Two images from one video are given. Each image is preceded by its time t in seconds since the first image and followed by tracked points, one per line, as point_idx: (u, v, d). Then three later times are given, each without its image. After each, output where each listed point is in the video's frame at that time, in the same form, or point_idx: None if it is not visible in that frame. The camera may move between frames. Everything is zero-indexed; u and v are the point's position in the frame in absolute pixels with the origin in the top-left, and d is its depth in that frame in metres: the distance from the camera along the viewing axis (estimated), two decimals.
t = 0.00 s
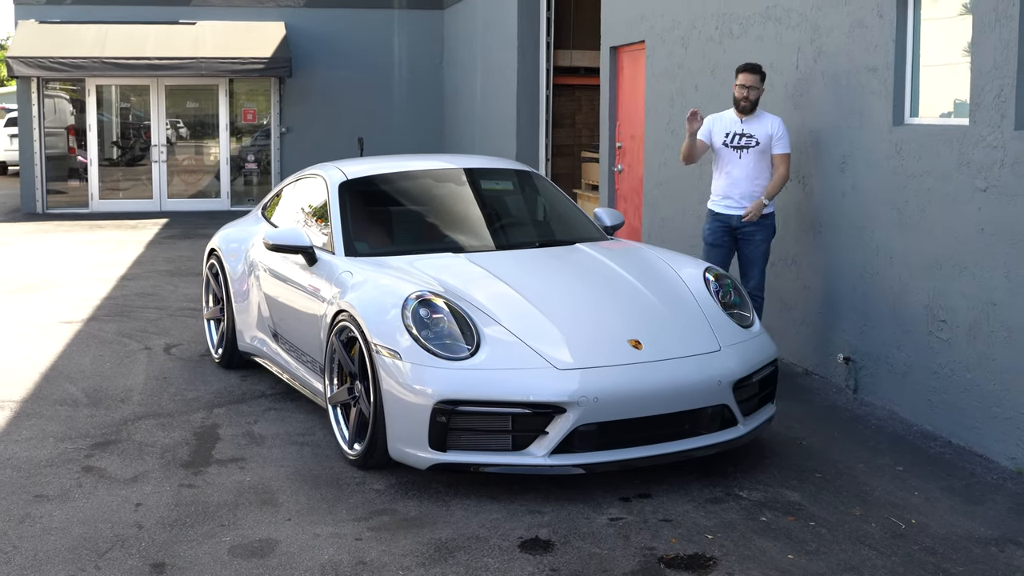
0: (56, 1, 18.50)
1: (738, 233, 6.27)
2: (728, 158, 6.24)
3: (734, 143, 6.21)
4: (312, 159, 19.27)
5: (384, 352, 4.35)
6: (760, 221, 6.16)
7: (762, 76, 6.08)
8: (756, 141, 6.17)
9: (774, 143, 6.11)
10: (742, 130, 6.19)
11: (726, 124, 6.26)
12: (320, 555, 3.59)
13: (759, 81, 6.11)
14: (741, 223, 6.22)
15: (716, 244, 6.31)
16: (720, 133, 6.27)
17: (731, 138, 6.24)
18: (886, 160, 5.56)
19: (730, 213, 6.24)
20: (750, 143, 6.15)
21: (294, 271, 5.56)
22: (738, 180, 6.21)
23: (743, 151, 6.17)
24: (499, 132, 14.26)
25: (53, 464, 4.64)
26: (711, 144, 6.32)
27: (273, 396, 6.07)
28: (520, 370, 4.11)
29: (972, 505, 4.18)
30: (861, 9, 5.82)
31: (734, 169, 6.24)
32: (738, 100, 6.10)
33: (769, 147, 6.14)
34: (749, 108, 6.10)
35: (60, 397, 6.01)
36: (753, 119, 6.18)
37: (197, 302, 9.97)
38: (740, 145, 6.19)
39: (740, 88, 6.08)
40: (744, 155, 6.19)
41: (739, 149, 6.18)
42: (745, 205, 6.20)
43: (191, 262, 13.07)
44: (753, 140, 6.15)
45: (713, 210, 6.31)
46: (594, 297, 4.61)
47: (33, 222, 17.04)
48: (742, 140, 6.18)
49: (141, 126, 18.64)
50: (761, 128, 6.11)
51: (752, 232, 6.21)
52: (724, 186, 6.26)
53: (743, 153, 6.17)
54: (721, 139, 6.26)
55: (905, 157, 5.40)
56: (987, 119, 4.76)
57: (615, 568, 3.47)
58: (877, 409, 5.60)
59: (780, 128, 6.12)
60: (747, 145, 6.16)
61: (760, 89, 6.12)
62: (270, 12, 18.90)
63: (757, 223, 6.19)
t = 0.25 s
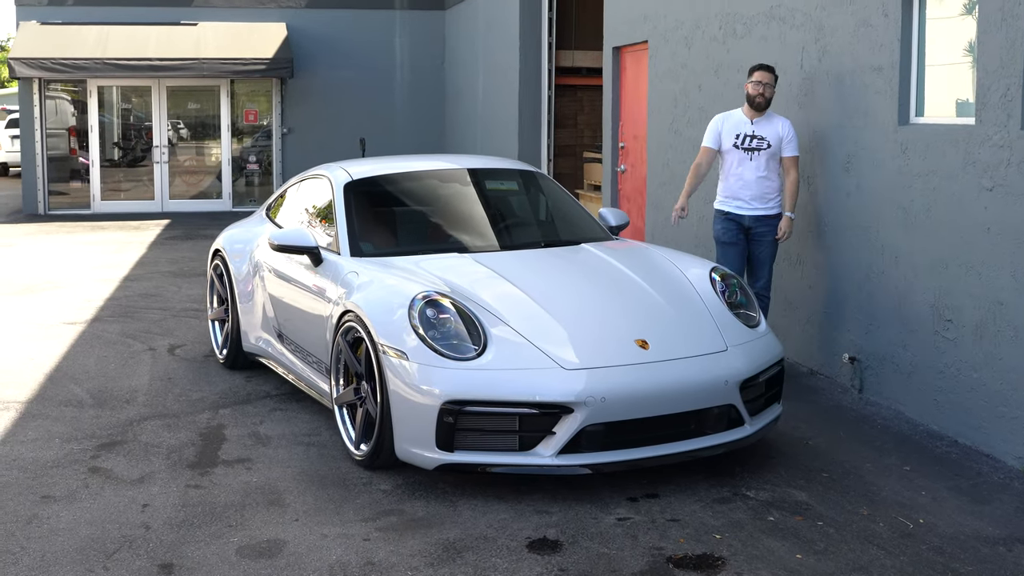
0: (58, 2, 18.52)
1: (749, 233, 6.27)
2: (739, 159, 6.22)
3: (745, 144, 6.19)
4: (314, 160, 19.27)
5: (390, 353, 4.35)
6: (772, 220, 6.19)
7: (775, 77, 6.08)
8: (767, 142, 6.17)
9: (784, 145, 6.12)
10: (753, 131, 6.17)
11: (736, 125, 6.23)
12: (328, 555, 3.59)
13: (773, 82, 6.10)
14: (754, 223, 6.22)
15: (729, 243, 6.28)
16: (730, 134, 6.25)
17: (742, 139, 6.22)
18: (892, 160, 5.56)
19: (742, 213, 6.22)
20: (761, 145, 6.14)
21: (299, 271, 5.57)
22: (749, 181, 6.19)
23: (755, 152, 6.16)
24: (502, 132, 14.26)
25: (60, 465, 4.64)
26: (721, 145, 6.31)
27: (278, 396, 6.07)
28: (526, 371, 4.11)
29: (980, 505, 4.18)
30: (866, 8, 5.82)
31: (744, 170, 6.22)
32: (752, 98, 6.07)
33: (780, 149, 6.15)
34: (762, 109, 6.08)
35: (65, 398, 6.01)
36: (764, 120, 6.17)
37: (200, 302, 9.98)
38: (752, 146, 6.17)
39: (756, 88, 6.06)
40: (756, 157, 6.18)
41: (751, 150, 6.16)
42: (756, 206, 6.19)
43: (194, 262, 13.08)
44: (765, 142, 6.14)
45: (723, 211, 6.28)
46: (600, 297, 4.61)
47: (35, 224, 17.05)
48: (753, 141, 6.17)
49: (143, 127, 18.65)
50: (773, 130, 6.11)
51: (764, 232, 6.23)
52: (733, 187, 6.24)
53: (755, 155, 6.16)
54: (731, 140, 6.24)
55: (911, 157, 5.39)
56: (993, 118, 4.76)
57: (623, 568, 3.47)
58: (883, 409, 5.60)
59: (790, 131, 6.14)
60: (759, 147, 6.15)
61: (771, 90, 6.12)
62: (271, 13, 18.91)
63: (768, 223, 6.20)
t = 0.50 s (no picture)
0: None
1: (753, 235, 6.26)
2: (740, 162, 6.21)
3: (747, 147, 6.17)
4: (312, 158, 19.26)
5: (394, 350, 4.35)
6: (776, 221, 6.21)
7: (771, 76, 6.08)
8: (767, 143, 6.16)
9: (785, 145, 6.14)
10: (754, 133, 6.15)
11: (734, 127, 6.20)
12: (333, 552, 3.59)
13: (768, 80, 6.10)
14: (760, 225, 6.21)
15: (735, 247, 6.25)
16: (729, 136, 6.22)
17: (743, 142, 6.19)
18: (893, 158, 5.57)
19: (748, 216, 6.20)
20: (764, 147, 6.13)
21: (302, 268, 5.57)
22: (754, 183, 6.18)
23: (758, 155, 6.15)
24: (500, 130, 14.26)
25: (62, 462, 4.64)
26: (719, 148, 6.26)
27: (279, 393, 6.07)
28: (530, 368, 4.11)
29: (982, 502, 4.18)
30: (867, 7, 5.83)
31: (746, 173, 6.20)
32: (752, 98, 6.04)
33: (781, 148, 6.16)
34: (762, 108, 6.07)
35: (66, 395, 6.01)
36: (763, 120, 6.16)
37: (200, 300, 9.98)
38: (754, 149, 6.16)
39: (755, 88, 6.04)
40: (758, 159, 6.17)
41: (754, 152, 6.15)
42: (762, 207, 6.18)
43: (192, 260, 13.08)
44: (766, 143, 6.14)
45: (727, 214, 6.24)
46: (603, 295, 4.61)
47: (33, 221, 17.03)
48: (755, 144, 6.15)
49: (141, 125, 18.61)
50: (774, 130, 6.12)
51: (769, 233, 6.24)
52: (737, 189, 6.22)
53: (759, 157, 6.15)
54: (732, 143, 6.20)
55: (912, 156, 5.40)
56: (995, 117, 4.77)
57: (627, 565, 3.48)
58: (884, 407, 5.61)
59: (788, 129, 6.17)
60: (762, 148, 6.14)
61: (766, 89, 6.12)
62: (269, 11, 18.89)
63: (773, 224, 6.22)
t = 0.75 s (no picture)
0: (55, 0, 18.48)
1: (752, 237, 6.25)
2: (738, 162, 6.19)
3: (744, 146, 6.16)
4: (311, 159, 19.26)
5: (400, 350, 4.37)
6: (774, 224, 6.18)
7: (761, 74, 6.09)
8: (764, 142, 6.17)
9: (782, 142, 6.14)
10: (751, 132, 6.15)
11: (730, 127, 6.19)
12: (341, 551, 3.61)
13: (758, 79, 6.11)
14: (756, 227, 6.19)
15: (731, 249, 6.25)
16: (726, 136, 6.20)
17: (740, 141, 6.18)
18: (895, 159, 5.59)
19: (745, 218, 6.19)
20: (761, 145, 6.13)
21: (305, 269, 5.57)
22: (752, 183, 6.16)
23: (755, 153, 6.14)
24: (499, 131, 14.27)
25: (68, 462, 4.65)
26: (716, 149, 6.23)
27: (283, 394, 6.08)
28: (536, 368, 4.13)
29: (986, 501, 4.20)
30: (869, 8, 5.85)
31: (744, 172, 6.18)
32: (740, 99, 6.07)
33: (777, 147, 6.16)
34: (754, 106, 6.08)
35: (70, 396, 6.01)
36: (758, 119, 6.17)
37: (200, 301, 9.98)
38: (751, 148, 6.15)
39: (742, 87, 6.05)
40: (755, 158, 6.16)
41: (751, 152, 6.14)
42: (761, 208, 6.17)
43: (191, 261, 13.08)
44: (763, 141, 6.14)
45: (725, 216, 6.23)
46: (607, 295, 4.63)
47: (32, 222, 17.02)
48: (752, 142, 6.15)
49: (139, 126, 18.63)
50: (770, 128, 6.12)
51: (768, 237, 6.21)
52: (735, 190, 6.20)
53: (756, 156, 6.14)
54: (728, 143, 6.19)
55: (914, 156, 5.42)
56: (998, 117, 4.79)
57: (635, 563, 3.49)
58: (887, 407, 5.63)
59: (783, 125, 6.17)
60: (759, 146, 6.14)
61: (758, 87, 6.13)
62: (267, 12, 18.90)
63: (771, 227, 6.20)
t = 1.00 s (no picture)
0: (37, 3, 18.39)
1: (737, 240, 6.26)
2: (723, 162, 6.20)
3: (727, 147, 6.20)
4: (295, 162, 19.23)
5: (394, 351, 4.38)
6: (759, 225, 6.20)
7: (741, 77, 6.15)
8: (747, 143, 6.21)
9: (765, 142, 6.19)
10: (733, 133, 6.20)
11: (713, 130, 6.24)
12: (338, 552, 3.62)
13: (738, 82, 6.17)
14: (742, 230, 6.21)
15: (716, 253, 6.26)
16: (709, 138, 6.23)
17: (723, 143, 6.22)
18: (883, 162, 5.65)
19: (730, 221, 6.21)
20: (744, 146, 6.18)
21: (296, 271, 5.58)
22: (735, 184, 6.19)
23: (739, 154, 6.18)
24: (483, 135, 14.30)
25: (60, 465, 4.64)
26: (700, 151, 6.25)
27: (274, 396, 6.09)
28: (531, 369, 4.15)
29: (974, 499, 4.26)
30: (856, 13, 5.91)
31: (728, 174, 6.21)
32: (720, 103, 6.13)
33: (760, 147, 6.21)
34: (735, 108, 6.14)
35: (60, 399, 6.00)
36: (741, 121, 6.22)
37: (187, 304, 9.96)
38: (734, 149, 6.19)
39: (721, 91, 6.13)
40: (739, 159, 6.19)
41: (734, 153, 6.18)
42: (745, 210, 6.20)
43: (176, 264, 13.04)
44: (746, 142, 6.19)
45: (711, 219, 6.25)
46: (599, 297, 4.66)
47: (13, 226, 16.92)
48: (735, 143, 6.19)
49: (121, 129, 18.57)
50: (752, 128, 6.18)
51: (753, 239, 6.23)
52: (720, 192, 6.23)
53: (739, 156, 6.18)
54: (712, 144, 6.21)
55: (902, 160, 5.48)
56: (985, 121, 4.85)
57: (631, 563, 3.53)
58: (874, 408, 5.69)
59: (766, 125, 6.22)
60: (742, 147, 6.18)
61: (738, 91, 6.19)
62: (251, 15, 18.87)
63: (756, 229, 6.22)
